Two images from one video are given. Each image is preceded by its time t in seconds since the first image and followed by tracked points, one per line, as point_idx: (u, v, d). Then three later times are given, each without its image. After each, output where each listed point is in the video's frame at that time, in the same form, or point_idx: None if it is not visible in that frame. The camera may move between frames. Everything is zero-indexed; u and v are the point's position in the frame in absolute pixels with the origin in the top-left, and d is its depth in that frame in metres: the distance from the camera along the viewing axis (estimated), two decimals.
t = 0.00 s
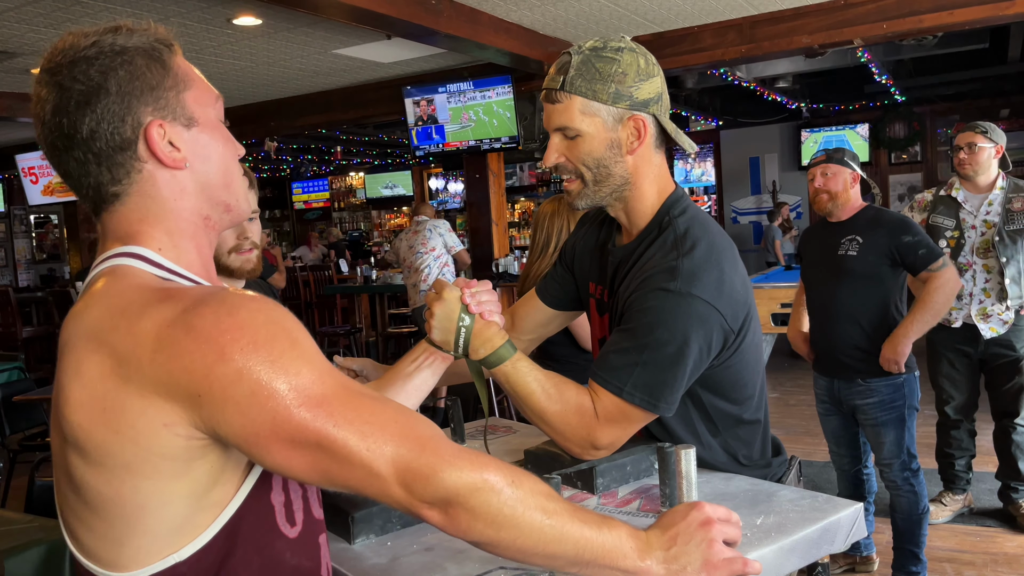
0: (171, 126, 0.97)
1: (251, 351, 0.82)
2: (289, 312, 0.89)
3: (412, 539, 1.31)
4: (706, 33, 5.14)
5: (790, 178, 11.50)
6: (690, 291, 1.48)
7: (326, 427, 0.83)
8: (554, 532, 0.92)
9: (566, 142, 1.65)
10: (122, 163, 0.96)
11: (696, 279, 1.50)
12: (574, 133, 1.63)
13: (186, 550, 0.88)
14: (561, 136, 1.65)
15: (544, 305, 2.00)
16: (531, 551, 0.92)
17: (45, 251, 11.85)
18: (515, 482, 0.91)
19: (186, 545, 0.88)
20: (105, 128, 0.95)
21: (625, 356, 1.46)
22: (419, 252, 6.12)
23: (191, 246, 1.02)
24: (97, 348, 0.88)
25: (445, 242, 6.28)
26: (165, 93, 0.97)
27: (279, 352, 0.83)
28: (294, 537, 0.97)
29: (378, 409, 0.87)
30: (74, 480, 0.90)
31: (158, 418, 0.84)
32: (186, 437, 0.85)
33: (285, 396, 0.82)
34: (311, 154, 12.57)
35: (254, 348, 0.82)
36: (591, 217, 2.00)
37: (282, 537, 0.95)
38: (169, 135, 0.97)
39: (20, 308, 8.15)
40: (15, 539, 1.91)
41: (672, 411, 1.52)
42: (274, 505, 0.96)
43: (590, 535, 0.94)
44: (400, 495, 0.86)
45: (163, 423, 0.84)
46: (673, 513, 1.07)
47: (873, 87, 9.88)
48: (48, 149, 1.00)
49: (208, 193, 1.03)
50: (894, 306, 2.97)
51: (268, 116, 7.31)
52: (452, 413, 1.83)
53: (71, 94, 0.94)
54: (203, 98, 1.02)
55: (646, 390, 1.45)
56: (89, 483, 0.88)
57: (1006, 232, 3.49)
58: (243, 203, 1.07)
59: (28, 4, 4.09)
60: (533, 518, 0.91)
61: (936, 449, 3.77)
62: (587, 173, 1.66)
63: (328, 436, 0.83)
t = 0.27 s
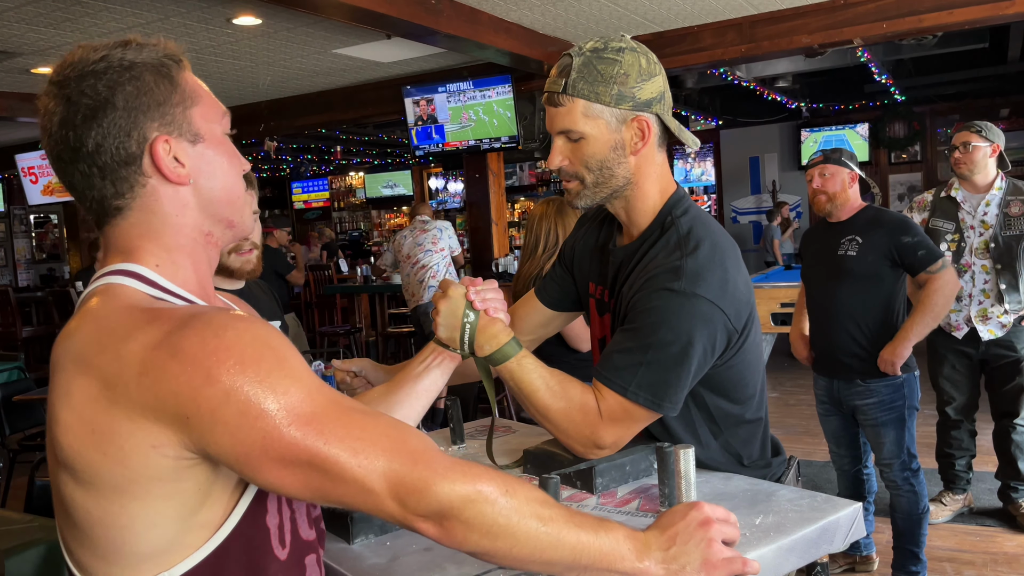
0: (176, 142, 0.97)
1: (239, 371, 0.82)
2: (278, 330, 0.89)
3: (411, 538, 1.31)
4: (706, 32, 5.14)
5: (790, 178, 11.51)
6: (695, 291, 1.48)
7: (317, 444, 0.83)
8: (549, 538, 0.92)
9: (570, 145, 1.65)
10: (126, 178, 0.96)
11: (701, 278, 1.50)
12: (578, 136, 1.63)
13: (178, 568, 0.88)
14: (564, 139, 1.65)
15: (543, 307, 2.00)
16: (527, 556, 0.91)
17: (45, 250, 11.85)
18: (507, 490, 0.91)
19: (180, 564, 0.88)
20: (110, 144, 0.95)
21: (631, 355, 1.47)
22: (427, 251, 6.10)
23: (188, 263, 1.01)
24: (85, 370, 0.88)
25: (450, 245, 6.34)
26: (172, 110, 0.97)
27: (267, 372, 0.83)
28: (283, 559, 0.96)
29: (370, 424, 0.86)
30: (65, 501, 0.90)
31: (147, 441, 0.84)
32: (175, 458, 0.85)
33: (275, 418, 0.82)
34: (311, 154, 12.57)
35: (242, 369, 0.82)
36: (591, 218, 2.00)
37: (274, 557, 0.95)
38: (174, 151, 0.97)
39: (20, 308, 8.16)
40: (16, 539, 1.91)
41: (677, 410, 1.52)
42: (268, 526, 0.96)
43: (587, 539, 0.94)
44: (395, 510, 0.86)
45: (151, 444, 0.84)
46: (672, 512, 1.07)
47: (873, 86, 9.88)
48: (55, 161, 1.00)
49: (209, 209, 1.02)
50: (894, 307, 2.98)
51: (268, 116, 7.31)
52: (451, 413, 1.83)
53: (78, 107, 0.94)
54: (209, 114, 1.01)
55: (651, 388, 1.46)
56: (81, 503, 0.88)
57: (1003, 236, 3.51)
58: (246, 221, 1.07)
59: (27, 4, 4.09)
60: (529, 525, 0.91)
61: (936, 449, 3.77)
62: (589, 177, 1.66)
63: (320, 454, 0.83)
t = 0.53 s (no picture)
0: (235, 123, 1.01)
1: (259, 336, 0.84)
2: (302, 305, 0.91)
3: (411, 539, 1.31)
4: (705, 33, 5.14)
5: (790, 178, 11.51)
6: (707, 286, 1.51)
7: (330, 416, 0.85)
8: (552, 530, 0.93)
9: (577, 145, 1.65)
10: (181, 148, 0.99)
11: (713, 273, 1.53)
12: (585, 136, 1.63)
13: (192, 539, 0.89)
14: (571, 139, 1.65)
15: (546, 305, 2.01)
16: (532, 550, 0.93)
17: (45, 250, 11.84)
18: (509, 478, 0.92)
19: (194, 535, 0.89)
20: (173, 111, 0.98)
21: (648, 351, 1.50)
22: (431, 251, 6.12)
23: (228, 240, 1.04)
24: (109, 330, 0.90)
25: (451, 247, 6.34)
26: (236, 92, 1.01)
27: (289, 339, 0.85)
28: (300, 542, 0.98)
29: (383, 402, 0.88)
30: (82, 459, 0.92)
31: (165, 403, 0.85)
32: (190, 421, 0.86)
33: (292, 383, 0.84)
34: (311, 154, 12.57)
35: (262, 334, 0.84)
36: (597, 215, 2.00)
37: (290, 541, 0.96)
38: (232, 130, 1.01)
39: (19, 308, 8.16)
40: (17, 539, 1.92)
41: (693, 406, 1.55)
42: (285, 509, 0.97)
43: (588, 533, 0.96)
44: (403, 491, 0.88)
45: (165, 404, 0.86)
46: (672, 513, 1.08)
47: (873, 86, 9.88)
48: (120, 125, 1.04)
49: (255, 193, 1.05)
50: (894, 307, 2.98)
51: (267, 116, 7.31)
52: (452, 413, 1.83)
53: (150, 74, 0.98)
54: (273, 103, 1.05)
55: (666, 387, 1.49)
56: (95, 462, 0.90)
57: (1001, 235, 3.51)
58: (288, 209, 1.09)
59: (27, 4, 4.09)
60: (534, 516, 0.93)
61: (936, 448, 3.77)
62: (596, 177, 1.67)
63: (334, 426, 0.85)
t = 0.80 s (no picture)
0: (298, 124, 1.01)
1: (271, 321, 0.84)
2: (314, 296, 0.92)
3: (411, 539, 1.31)
4: (705, 32, 5.13)
5: (789, 178, 11.51)
6: (708, 280, 1.52)
7: (342, 408, 0.85)
8: (557, 529, 0.94)
9: (579, 144, 1.65)
10: (242, 133, 1.00)
11: (713, 268, 1.53)
12: (586, 135, 1.63)
13: (210, 533, 0.89)
14: (573, 138, 1.65)
15: (552, 308, 2.00)
16: (535, 551, 0.93)
17: (44, 251, 11.85)
18: (514, 480, 0.93)
19: (211, 528, 0.89)
20: (242, 96, 0.99)
21: (650, 350, 1.50)
22: (431, 252, 6.12)
23: (267, 236, 1.04)
24: (123, 313, 0.90)
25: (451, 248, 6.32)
26: (308, 93, 1.02)
27: (300, 326, 0.86)
28: (317, 538, 0.99)
29: (393, 397, 0.89)
30: (89, 444, 0.91)
31: (175, 387, 0.85)
32: (197, 407, 0.86)
33: (303, 369, 0.84)
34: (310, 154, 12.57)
35: (274, 318, 0.85)
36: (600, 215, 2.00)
37: (308, 536, 0.97)
38: (293, 130, 1.01)
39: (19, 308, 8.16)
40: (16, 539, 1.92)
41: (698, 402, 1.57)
42: (305, 504, 0.98)
43: (592, 533, 0.96)
44: (414, 490, 0.88)
45: (169, 386, 0.85)
46: (672, 513, 1.08)
47: (872, 86, 9.88)
48: (187, 101, 1.05)
49: (301, 196, 1.05)
50: (894, 308, 2.98)
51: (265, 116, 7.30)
52: (452, 413, 1.83)
53: (228, 58, 0.99)
54: (340, 112, 1.06)
55: (670, 384, 1.50)
56: (104, 446, 0.89)
57: (999, 234, 3.51)
58: (331, 217, 1.09)
59: (26, 4, 4.08)
60: (536, 516, 0.93)
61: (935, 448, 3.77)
62: (600, 176, 1.67)
63: (346, 417, 0.85)
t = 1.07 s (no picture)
0: (300, 95, 1.01)
1: (298, 292, 0.83)
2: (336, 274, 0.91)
3: (412, 537, 1.30)
4: (705, 32, 5.13)
5: (789, 177, 11.51)
6: (708, 278, 1.51)
7: (363, 387, 0.84)
8: (566, 522, 0.93)
9: (576, 144, 1.65)
10: (247, 107, 0.99)
11: (713, 265, 1.53)
12: (583, 134, 1.63)
13: (225, 508, 0.88)
14: (570, 139, 1.65)
15: (552, 314, 1.99)
16: (542, 543, 0.92)
17: (44, 250, 11.86)
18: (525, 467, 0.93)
19: (227, 504, 0.88)
20: (245, 68, 0.98)
21: (654, 347, 1.50)
22: (426, 252, 6.09)
23: (274, 208, 1.03)
24: (144, 275, 0.88)
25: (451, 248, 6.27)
26: (310, 65, 1.01)
27: (327, 301, 0.84)
28: (331, 525, 0.99)
29: (413, 381, 0.88)
30: (100, 407, 0.89)
31: (195, 352, 0.83)
32: (214, 374, 0.84)
33: (328, 344, 0.83)
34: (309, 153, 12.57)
35: (301, 290, 0.83)
36: (599, 215, 2.00)
37: (322, 523, 0.97)
38: (296, 102, 1.01)
39: (19, 308, 8.17)
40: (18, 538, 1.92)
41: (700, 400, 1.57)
42: (318, 489, 0.97)
43: (601, 529, 0.96)
44: (427, 475, 0.87)
45: (189, 349, 0.83)
46: (675, 512, 1.08)
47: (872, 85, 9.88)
48: (189, 76, 1.04)
49: (306, 168, 1.04)
50: (895, 307, 2.97)
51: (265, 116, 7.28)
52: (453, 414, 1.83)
53: (231, 31, 0.99)
54: (341, 85, 1.05)
55: (672, 381, 1.50)
56: (114, 408, 0.87)
57: (1000, 233, 3.51)
58: (333, 190, 1.09)
59: (26, 3, 4.09)
60: (550, 509, 0.93)
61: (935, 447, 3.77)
62: (598, 175, 1.67)
63: (367, 394, 0.84)
